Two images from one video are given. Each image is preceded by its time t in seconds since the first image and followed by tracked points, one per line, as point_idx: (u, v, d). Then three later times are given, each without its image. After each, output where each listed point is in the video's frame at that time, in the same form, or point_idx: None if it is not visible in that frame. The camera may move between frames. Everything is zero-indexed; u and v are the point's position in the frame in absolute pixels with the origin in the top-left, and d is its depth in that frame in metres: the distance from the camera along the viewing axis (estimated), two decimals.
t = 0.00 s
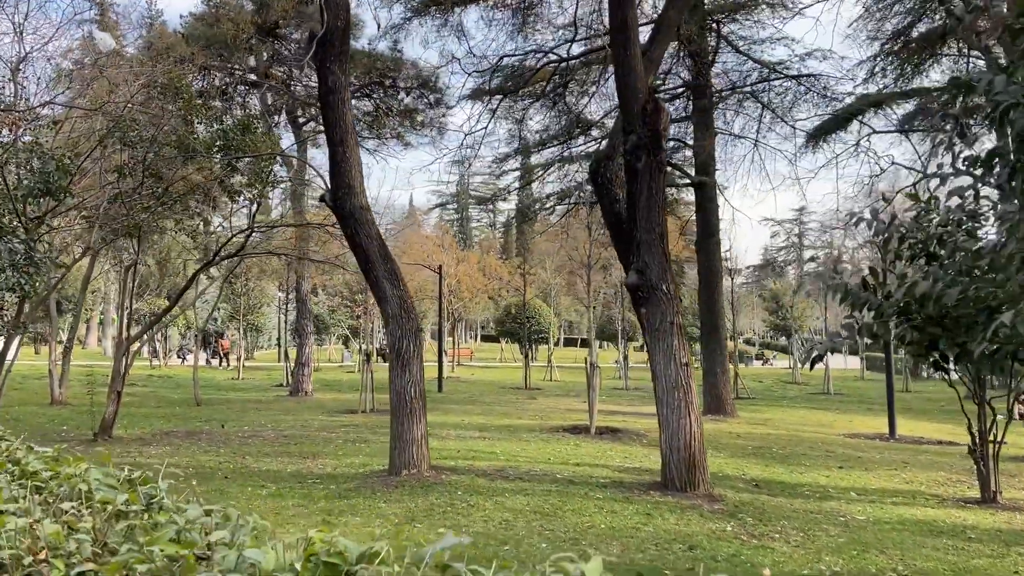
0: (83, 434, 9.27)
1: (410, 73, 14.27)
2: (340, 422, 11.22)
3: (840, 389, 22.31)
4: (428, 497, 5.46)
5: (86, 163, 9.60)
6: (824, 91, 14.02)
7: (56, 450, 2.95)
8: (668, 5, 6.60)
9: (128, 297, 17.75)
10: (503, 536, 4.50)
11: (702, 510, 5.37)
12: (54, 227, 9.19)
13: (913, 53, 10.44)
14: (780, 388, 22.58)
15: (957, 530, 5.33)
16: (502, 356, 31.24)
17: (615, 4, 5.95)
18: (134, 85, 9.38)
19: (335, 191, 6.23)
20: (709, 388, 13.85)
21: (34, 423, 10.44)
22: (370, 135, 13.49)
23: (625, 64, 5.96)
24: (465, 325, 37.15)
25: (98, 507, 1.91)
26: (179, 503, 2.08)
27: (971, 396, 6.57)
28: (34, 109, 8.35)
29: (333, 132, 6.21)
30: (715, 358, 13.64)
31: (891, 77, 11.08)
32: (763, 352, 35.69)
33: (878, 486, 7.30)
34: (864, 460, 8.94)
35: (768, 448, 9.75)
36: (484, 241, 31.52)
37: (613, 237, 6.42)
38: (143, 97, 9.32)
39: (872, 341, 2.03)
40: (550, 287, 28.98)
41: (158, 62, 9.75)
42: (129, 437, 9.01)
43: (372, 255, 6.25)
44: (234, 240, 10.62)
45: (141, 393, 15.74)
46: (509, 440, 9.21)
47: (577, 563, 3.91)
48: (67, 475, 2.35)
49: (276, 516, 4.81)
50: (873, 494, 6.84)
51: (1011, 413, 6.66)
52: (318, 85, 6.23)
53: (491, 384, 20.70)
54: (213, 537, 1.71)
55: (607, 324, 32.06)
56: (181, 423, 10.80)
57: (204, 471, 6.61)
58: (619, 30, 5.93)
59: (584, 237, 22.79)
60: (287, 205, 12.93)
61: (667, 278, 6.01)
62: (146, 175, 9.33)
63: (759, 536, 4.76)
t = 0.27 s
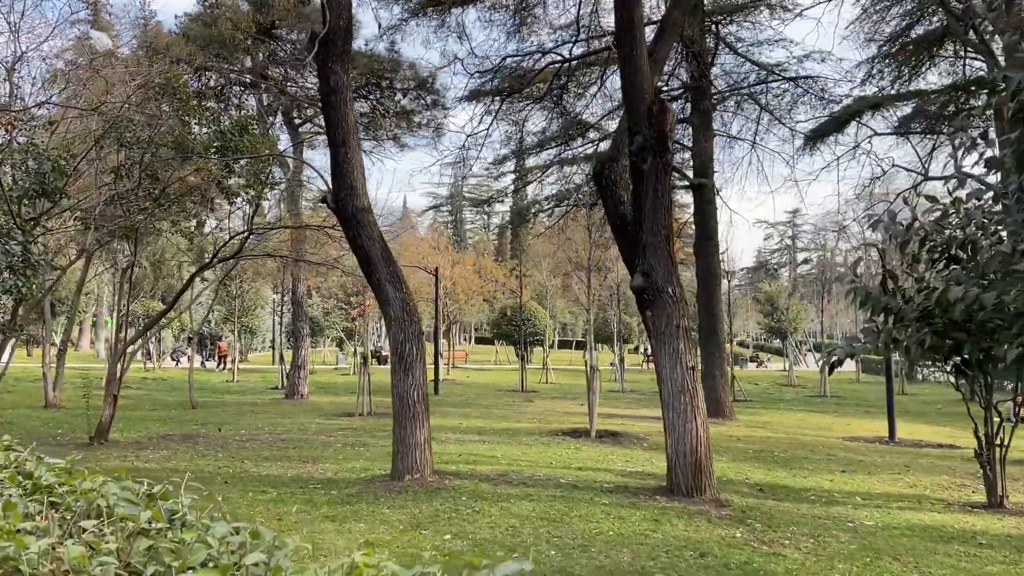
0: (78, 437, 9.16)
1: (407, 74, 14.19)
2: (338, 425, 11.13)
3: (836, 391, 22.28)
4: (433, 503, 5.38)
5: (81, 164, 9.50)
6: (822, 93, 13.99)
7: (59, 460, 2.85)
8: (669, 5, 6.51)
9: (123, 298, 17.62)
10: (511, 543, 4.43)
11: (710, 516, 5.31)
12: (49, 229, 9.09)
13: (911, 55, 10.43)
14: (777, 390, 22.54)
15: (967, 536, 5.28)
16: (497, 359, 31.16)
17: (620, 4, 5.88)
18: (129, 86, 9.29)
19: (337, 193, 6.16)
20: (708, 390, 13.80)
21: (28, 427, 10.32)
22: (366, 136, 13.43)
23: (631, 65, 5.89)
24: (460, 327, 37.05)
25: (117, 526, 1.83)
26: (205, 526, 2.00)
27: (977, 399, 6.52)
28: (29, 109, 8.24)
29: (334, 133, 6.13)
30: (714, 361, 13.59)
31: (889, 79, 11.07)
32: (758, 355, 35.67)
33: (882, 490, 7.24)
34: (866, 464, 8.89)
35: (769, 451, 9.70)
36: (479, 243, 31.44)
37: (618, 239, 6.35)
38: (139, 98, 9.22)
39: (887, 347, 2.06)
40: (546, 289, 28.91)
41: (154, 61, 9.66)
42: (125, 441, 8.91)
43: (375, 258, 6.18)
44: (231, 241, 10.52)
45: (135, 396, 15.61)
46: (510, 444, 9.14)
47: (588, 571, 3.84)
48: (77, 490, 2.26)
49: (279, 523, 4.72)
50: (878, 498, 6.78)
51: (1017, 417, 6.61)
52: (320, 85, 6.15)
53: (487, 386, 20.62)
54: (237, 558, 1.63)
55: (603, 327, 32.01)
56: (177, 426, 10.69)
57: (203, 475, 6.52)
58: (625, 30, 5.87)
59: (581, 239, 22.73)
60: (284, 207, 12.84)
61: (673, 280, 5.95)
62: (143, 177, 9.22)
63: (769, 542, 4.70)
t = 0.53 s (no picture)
0: (77, 438, 9.05)
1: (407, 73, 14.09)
2: (338, 426, 11.03)
3: (836, 393, 22.23)
4: (441, 505, 5.30)
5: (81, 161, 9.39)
6: (823, 93, 13.93)
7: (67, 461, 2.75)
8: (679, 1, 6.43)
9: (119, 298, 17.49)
10: (524, 546, 4.34)
11: (723, 518, 5.23)
12: (47, 227, 8.97)
13: (914, 54, 10.39)
14: (776, 391, 22.49)
15: (982, 538, 5.21)
16: (494, 359, 31.05)
17: None
18: (129, 82, 9.18)
19: (343, 190, 6.07)
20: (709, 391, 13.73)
21: (25, 427, 10.20)
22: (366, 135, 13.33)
23: (642, 60, 5.81)
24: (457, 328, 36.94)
25: (139, 532, 1.74)
26: (231, 533, 1.90)
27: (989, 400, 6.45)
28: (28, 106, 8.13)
29: (341, 129, 6.04)
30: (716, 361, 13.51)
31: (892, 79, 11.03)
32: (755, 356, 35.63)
33: (892, 492, 7.16)
34: (873, 465, 8.82)
35: (774, 452, 9.62)
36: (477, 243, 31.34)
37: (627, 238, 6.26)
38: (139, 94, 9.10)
39: (916, 352, 1.90)
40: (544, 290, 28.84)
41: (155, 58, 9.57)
42: (124, 441, 8.80)
43: (381, 256, 6.09)
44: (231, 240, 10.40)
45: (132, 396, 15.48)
46: (514, 445, 9.04)
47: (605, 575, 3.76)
48: (91, 493, 2.16)
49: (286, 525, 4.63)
50: (888, 500, 6.71)
51: None
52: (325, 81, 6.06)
53: (486, 387, 20.53)
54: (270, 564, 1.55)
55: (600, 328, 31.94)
56: (176, 427, 10.57)
57: (205, 476, 6.42)
58: (636, 25, 5.79)
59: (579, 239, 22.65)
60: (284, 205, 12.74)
61: (684, 279, 5.87)
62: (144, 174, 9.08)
63: (785, 545, 4.63)
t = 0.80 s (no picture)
0: (76, 443, 8.93)
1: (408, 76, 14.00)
2: (339, 431, 10.91)
3: (837, 398, 22.14)
4: (451, 513, 5.20)
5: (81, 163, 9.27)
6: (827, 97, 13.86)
7: (78, 476, 2.64)
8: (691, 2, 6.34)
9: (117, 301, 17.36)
10: (539, 557, 4.24)
11: (739, 527, 5.13)
12: (47, 228, 8.86)
13: (917, 58, 10.33)
14: (776, 396, 22.40)
15: (1002, 548, 5.12)
16: (493, 363, 30.94)
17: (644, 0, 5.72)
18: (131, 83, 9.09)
19: (350, 192, 5.97)
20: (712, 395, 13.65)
21: (22, 432, 10.06)
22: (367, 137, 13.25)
23: (655, 62, 5.72)
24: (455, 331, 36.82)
25: (168, 555, 1.64)
26: (268, 557, 1.79)
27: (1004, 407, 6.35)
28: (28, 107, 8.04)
29: (348, 131, 5.94)
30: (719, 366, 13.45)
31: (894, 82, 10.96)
32: (753, 361, 35.56)
33: (904, 499, 7.08)
34: (882, 472, 8.72)
35: (781, 458, 9.53)
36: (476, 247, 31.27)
37: (638, 242, 6.17)
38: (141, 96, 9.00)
39: (954, 349, 2.64)
40: (542, 295, 28.74)
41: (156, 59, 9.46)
42: (124, 446, 8.67)
43: (389, 260, 6.00)
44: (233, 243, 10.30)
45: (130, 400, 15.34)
46: (518, 451, 8.94)
47: None
48: (113, 512, 2.05)
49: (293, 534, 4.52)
50: (902, 508, 6.62)
51: None
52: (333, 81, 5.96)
53: (486, 392, 20.40)
54: None
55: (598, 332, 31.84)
56: (175, 432, 10.44)
57: (209, 483, 6.31)
58: (649, 26, 5.71)
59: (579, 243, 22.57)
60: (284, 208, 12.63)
61: (697, 284, 5.78)
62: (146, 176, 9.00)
63: (805, 556, 4.53)
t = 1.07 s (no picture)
0: (79, 451, 8.83)
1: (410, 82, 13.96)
2: (344, 439, 10.82)
3: (839, 406, 22.08)
4: (466, 525, 5.12)
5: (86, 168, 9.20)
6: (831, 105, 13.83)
7: (102, 491, 2.56)
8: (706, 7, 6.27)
9: (118, 307, 17.26)
10: (560, 570, 4.17)
11: (758, 539, 5.06)
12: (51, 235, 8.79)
13: (922, 66, 10.31)
14: (778, 404, 22.33)
15: None
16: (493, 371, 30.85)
17: (661, 5, 5.65)
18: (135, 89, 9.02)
19: (362, 198, 5.90)
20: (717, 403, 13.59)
21: (24, 440, 9.96)
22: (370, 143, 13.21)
23: (671, 67, 5.66)
24: (455, 338, 36.73)
25: None
26: None
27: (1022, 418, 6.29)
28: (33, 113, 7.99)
29: (360, 137, 5.88)
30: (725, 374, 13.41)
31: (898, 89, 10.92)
32: (752, 369, 35.52)
33: (919, 510, 7.01)
34: (892, 482, 8.65)
35: (790, 468, 9.45)
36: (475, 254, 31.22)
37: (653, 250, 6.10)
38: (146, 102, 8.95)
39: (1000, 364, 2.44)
40: (542, 302, 28.68)
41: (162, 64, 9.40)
42: (129, 455, 8.58)
43: (400, 267, 5.93)
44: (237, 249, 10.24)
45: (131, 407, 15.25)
46: (526, 460, 8.86)
47: None
48: (158, 532, 1.99)
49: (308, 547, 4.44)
50: (918, 519, 6.55)
51: None
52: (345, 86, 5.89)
53: (487, 399, 20.31)
54: None
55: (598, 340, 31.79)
56: (178, 440, 10.35)
57: (217, 493, 6.23)
58: (665, 31, 5.64)
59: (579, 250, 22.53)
60: (288, 215, 12.56)
61: (713, 292, 5.71)
62: (150, 183, 8.94)
63: (828, 569, 4.46)
